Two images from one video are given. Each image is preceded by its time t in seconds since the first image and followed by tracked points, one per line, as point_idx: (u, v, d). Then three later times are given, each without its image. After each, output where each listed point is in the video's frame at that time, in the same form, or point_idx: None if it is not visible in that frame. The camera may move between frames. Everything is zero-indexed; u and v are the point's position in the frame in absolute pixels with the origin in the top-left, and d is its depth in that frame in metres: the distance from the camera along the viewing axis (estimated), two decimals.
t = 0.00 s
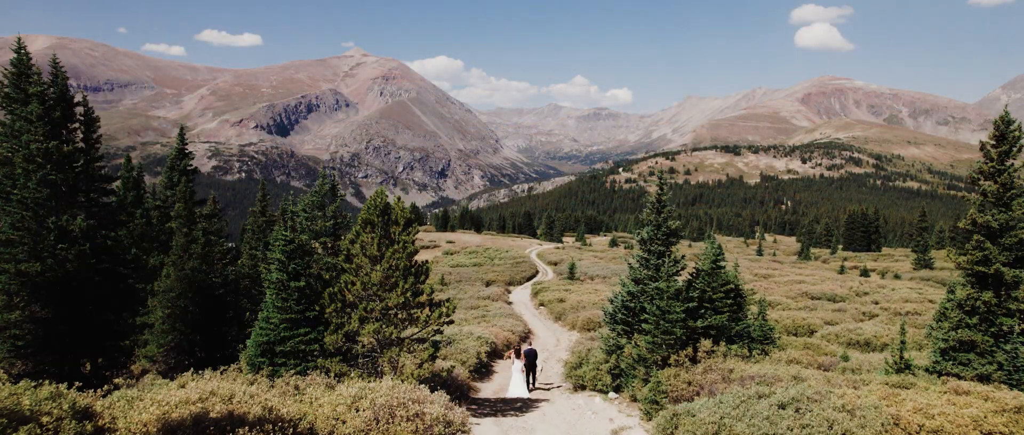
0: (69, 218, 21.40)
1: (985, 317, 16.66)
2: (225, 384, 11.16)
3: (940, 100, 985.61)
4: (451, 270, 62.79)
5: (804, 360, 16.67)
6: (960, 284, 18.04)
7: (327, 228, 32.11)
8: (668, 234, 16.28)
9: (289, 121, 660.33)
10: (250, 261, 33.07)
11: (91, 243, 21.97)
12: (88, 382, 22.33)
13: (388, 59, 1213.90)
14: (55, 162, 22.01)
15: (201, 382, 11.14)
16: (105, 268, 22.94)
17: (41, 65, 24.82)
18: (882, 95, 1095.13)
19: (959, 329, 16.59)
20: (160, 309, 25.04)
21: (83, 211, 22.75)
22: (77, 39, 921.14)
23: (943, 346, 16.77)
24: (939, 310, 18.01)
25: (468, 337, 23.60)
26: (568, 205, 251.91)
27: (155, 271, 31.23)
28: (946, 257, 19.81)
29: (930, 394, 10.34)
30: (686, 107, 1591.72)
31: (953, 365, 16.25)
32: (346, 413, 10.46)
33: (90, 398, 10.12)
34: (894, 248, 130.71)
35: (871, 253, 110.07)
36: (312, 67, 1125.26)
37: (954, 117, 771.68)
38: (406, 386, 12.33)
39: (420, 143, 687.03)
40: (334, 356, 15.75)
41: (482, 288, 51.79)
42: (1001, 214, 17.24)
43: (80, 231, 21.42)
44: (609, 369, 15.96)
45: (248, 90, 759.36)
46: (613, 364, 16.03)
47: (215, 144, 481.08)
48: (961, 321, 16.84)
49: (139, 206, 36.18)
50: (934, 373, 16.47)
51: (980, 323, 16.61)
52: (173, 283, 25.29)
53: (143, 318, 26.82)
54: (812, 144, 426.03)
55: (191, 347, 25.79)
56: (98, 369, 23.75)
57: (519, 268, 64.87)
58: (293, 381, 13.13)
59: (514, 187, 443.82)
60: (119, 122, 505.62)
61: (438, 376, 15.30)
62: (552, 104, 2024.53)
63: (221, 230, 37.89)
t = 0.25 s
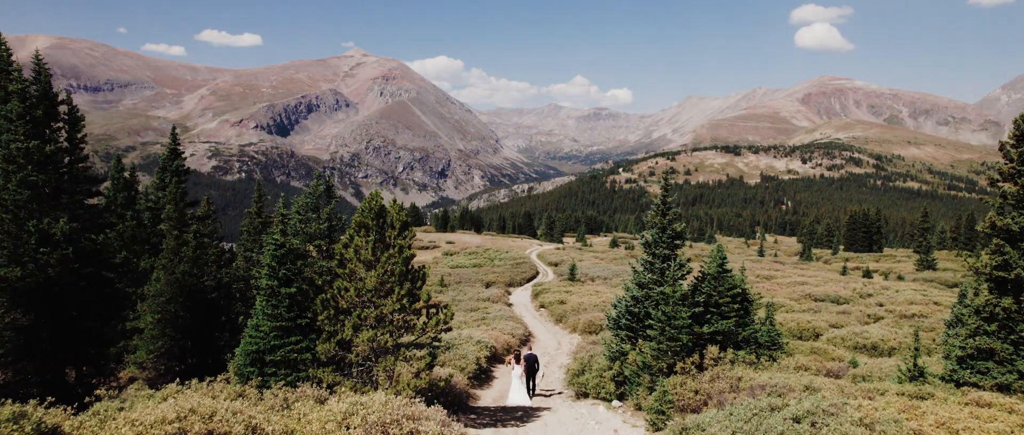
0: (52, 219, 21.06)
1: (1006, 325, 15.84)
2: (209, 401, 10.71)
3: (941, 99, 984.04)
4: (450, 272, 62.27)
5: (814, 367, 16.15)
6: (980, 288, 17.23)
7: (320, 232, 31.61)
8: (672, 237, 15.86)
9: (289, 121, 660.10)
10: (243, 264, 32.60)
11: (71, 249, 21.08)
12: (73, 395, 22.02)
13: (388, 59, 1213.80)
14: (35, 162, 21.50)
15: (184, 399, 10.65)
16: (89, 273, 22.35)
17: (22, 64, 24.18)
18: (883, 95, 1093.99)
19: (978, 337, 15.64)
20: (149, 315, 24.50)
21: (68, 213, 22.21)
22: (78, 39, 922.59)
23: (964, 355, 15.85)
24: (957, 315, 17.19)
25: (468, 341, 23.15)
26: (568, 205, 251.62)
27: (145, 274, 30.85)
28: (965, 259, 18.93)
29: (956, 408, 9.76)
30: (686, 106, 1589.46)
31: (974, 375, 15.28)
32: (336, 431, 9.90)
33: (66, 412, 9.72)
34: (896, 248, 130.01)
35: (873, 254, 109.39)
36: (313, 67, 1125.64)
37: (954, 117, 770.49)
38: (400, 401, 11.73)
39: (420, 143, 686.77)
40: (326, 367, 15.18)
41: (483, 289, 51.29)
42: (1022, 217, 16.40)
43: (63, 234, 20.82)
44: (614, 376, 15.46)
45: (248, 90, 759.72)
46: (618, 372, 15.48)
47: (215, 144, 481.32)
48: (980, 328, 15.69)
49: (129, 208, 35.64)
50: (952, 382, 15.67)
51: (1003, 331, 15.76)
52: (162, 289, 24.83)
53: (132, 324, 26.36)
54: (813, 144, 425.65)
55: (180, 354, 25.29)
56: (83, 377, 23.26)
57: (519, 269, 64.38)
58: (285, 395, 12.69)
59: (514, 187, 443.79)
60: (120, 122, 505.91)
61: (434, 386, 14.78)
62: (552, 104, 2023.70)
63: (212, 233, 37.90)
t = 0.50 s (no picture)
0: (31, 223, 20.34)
1: None
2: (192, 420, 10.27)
3: (941, 99, 983.74)
4: (450, 273, 61.79)
5: (822, 373, 15.74)
6: (999, 292, 16.45)
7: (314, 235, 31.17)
8: (676, 241, 15.40)
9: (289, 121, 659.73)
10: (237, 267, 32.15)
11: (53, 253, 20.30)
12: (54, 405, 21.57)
13: (388, 59, 1213.26)
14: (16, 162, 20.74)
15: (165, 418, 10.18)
16: (74, 278, 21.71)
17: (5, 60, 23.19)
18: (883, 95, 1094.31)
19: (1000, 346, 14.47)
20: (139, 321, 24.12)
21: (50, 216, 21.62)
22: (78, 39, 922.52)
23: (980, 364, 14.95)
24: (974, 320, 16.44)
25: (467, 346, 22.66)
26: (568, 205, 251.25)
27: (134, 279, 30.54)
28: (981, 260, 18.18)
29: (978, 424, 9.26)
30: (687, 106, 1588.25)
31: (994, 384, 14.32)
32: None
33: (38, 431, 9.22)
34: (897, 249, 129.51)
35: (875, 255, 108.80)
36: (313, 68, 1125.60)
37: (954, 117, 770.37)
38: (395, 414, 11.18)
39: (420, 143, 686.53)
40: (319, 377, 14.72)
41: (483, 291, 50.81)
42: None
43: (46, 238, 20.25)
44: (618, 383, 15.09)
45: (248, 90, 759.41)
46: (621, 379, 15.15)
47: (215, 144, 481.21)
48: (1000, 336, 14.69)
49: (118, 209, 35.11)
50: (970, 391, 14.84)
51: None
52: (153, 293, 24.39)
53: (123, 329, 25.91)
54: (813, 144, 425.52)
55: (171, 360, 24.83)
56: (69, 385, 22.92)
57: (519, 271, 63.86)
58: (276, 409, 12.27)
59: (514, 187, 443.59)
60: (120, 122, 505.73)
61: (429, 396, 14.37)
62: (552, 104, 2022.87)
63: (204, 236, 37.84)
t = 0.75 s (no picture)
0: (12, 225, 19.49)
1: None
2: None
3: (941, 100, 983.91)
4: (450, 274, 61.31)
5: (833, 380, 15.30)
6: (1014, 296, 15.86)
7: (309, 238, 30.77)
8: (680, 247, 15.06)
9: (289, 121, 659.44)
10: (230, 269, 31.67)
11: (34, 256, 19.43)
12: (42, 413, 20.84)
13: (388, 59, 1212.88)
14: None
15: None
16: (58, 283, 21.02)
17: None
18: (883, 95, 1094.80)
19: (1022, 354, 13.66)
20: (128, 328, 23.65)
21: (33, 218, 20.92)
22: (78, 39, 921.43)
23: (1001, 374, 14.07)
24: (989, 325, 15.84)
25: (466, 350, 22.30)
26: (568, 205, 251.09)
27: (123, 284, 30.15)
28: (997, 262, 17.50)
29: None
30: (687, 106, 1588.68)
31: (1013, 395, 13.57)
32: None
33: None
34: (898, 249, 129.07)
35: (877, 255, 108.27)
36: (313, 68, 1125.88)
37: (954, 117, 770.18)
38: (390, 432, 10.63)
39: (420, 143, 686.18)
40: (311, 386, 14.27)
41: (482, 292, 50.37)
42: None
43: (25, 242, 18.61)
44: (621, 391, 14.73)
45: (248, 90, 759.28)
46: (626, 388, 14.74)
47: (215, 144, 481.28)
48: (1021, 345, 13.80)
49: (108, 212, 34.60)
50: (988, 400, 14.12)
51: None
52: (142, 298, 23.95)
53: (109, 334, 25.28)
54: (813, 144, 425.34)
55: (162, 366, 24.43)
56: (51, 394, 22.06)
57: (519, 272, 63.33)
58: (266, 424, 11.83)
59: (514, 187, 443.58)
60: (120, 122, 505.52)
61: (427, 406, 13.97)
62: (552, 104, 2023.63)
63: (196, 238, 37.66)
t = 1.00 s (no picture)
0: None
1: None
2: None
3: (940, 100, 984.10)
4: (450, 275, 60.86)
5: (841, 387, 15.01)
6: None
7: (303, 242, 30.34)
8: (685, 250, 14.69)
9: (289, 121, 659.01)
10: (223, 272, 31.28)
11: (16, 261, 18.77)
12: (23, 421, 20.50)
13: (388, 59, 1213.43)
14: None
15: None
16: (44, 288, 20.53)
17: None
18: (882, 95, 1095.57)
19: None
20: (116, 334, 23.35)
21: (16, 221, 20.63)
22: (77, 38, 922.65)
23: None
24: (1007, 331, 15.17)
25: (466, 355, 21.82)
26: (568, 205, 251.18)
27: (111, 287, 29.98)
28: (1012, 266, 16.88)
29: None
30: (687, 105, 1586.76)
31: None
32: None
33: None
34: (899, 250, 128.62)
35: (878, 256, 107.84)
36: (313, 68, 1126.74)
37: (954, 117, 770.42)
38: None
39: (420, 143, 686.44)
40: (302, 398, 13.79)
41: (482, 293, 49.91)
42: None
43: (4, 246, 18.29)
44: (626, 402, 14.36)
45: (248, 90, 759.55)
46: (629, 397, 14.43)
47: (215, 144, 481.44)
48: None
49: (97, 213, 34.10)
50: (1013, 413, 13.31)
51: None
52: (132, 303, 23.69)
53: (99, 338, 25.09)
54: (813, 144, 425.20)
55: (151, 372, 23.92)
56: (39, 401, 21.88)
57: (520, 272, 62.88)
58: None
59: (514, 187, 443.83)
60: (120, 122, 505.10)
61: (424, 420, 13.61)
62: (552, 104, 2026.67)
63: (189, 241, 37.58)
